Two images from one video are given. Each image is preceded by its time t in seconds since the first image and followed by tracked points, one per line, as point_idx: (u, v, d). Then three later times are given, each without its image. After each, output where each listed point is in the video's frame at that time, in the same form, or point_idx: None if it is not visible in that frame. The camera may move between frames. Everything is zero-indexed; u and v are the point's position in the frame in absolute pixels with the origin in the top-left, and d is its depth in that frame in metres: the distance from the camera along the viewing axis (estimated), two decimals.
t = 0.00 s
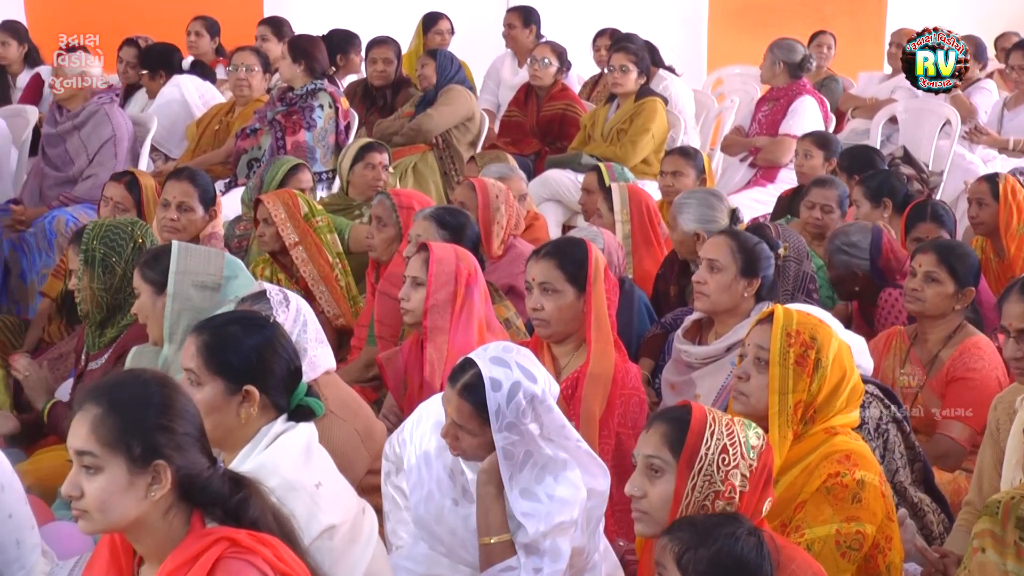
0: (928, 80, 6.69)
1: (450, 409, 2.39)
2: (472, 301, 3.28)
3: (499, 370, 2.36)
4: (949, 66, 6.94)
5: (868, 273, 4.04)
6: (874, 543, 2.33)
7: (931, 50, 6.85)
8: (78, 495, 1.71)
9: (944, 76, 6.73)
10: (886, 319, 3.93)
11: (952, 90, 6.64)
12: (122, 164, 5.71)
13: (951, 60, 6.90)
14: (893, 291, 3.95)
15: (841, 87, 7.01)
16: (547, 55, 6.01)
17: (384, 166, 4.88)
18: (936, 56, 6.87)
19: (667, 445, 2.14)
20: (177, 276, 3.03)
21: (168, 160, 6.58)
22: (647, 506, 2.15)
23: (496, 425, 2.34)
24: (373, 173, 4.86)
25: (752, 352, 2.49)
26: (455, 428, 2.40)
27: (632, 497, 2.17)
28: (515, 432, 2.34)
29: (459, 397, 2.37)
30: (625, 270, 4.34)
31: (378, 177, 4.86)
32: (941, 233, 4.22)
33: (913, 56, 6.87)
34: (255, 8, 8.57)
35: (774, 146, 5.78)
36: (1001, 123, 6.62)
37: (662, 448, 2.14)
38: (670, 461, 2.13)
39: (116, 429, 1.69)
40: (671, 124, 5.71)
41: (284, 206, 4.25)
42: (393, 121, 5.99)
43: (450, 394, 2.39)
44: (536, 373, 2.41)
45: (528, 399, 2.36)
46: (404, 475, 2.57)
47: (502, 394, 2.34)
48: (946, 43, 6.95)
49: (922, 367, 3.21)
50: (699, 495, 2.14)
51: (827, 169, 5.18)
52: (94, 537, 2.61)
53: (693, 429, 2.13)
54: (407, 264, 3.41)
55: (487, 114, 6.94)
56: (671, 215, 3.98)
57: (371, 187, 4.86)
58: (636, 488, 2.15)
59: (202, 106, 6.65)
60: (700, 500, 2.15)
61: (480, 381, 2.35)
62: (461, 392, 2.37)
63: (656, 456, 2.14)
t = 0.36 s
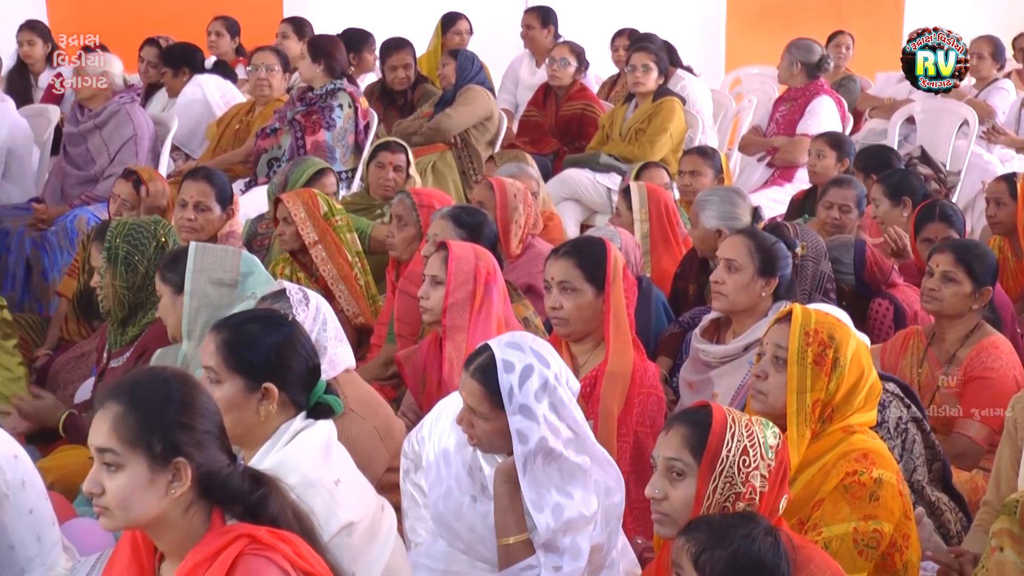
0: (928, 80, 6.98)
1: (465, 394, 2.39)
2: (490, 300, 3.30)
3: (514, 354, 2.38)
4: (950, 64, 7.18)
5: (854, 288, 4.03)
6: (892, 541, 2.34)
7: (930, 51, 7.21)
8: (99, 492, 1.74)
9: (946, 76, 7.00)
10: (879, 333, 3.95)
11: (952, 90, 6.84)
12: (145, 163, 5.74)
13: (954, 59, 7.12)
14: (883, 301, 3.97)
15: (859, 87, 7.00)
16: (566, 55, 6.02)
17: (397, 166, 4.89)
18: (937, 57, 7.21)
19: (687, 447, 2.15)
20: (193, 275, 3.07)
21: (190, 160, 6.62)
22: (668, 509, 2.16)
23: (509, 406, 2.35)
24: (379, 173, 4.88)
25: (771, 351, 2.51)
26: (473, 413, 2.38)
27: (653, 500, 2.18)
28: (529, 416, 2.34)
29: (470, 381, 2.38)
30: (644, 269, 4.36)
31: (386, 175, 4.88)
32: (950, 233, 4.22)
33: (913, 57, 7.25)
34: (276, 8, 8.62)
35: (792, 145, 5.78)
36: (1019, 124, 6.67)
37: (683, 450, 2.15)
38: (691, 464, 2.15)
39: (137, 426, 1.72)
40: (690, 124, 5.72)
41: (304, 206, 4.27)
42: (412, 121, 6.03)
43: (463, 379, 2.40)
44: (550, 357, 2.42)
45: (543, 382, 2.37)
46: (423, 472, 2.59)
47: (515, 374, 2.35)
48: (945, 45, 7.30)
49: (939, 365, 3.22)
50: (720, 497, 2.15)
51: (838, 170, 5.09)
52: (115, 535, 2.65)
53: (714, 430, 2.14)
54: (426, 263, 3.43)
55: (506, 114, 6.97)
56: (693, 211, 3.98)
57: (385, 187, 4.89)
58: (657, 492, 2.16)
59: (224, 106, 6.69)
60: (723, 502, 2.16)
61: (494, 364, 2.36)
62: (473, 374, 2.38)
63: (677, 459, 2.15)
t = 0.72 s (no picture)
0: (928, 80, 7.31)
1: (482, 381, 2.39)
2: (511, 297, 3.31)
3: (534, 341, 2.39)
4: (948, 66, 7.51)
5: (875, 284, 4.03)
6: (912, 539, 2.34)
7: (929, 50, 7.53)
8: (121, 488, 1.77)
9: (946, 76, 7.33)
10: (897, 331, 3.95)
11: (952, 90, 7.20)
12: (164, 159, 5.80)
13: (952, 61, 7.51)
14: (903, 299, 3.97)
15: (879, 85, 6.99)
16: (586, 53, 6.03)
17: (425, 166, 4.91)
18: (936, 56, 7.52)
19: (712, 444, 2.16)
20: (213, 273, 3.09)
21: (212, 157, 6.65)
22: (693, 505, 2.16)
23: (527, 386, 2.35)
24: (410, 172, 4.90)
25: (791, 348, 2.52)
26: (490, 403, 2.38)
27: (678, 498, 2.18)
28: (547, 393, 2.34)
29: (486, 366, 2.38)
30: (665, 266, 4.36)
31: (416, 175, 4.90)
32: (978, 226, 4.21)
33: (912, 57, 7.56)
34: (297, 6, 8.65)
35: (811, 143, 5.77)
36: None
37: (708, 447, 2.16)
38: (716, 461, 2.16)
39: (159, 422, 1.74)
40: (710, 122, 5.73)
41: (324, 203, 4.31)
42: (432, 119, 6.06)
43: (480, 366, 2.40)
44: (567, 346, 2.45)
45: (560, 367, 2.40)
46: (444, 470, 2.61)
47: (534, 358, 2.36)
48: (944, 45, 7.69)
49: (959, 364, 3.23)
50: (744, 494, 2.16)
51: (854, 169, 5.10)
52: (137, 531, 2.68)
53: (739, 427, 2.15)
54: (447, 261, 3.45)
55: (526, 111, 6.99)
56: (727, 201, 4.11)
57: (412, 185, 4.90)
58: (682, 489, 2.17)
59: (247, 104, 6.73)
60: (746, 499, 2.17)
61: (512, 350, 2.37)
62: (490, 360, 2.38)
63: (703, 456, 2.16)
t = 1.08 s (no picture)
0: (926, 80, 7.17)
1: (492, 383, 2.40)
2: (523, 297, 3.32)
3: (543, 341, 2.40)
4: (949, 65, 7.37)
5: (894, 279, 4.03)
6: (925, 539, 2.34)
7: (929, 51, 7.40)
8: (135, 486, 1.78)
9: (945, 76, 7.22)
10: (914, 331, 3.94)
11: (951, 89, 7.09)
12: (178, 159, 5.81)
13: (952, 60, 7.36)
14: (922, 300, 3.96)
15: (892, 84, 6.98)
16: (599, 53, 6.03)
17: (450, 166, 4.93)
18: (936, 56, 7.38)
19: (727, 443, 2.16)
20: (224, 273, 3.11)
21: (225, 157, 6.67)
22: (708, 505, 2.17)
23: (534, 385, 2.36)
24: (434, 172, 4.91)
25: (804, 349, 2.52)
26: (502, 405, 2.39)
27: (693, 497, 2.19)
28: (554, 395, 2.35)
29: (496, 367, 2.39)
30: (679, 267, 4.36)
31: (441, 176, 4.91)
32: (1001, 222, 4.20)
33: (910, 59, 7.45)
34: (310, 6, 8.67)
35: (824, 143, 5.77)
36: None
37: (723, 447, 2.16)
38: (731, 460, 2.16)
39: (172, 421, 1.75)
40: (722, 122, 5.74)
41: (337, 203, 4.31)
42: (445, 120, 6.08)
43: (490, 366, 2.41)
44: (576, 344, 2.46)
45: (569, 365, 2.41)
46: (456, 469, 2.62)
47: (542, 357, 2.37)
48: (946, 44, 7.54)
49: (973, 365, 3.23)
50: (759, 494, 2.16)
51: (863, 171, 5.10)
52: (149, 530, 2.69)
53: (753, 427, 2.15)
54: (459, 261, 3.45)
55: (539, 111, 6.99)
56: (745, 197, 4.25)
57: (433, 185, 4.91)
58: (697, 489, 2.18)
59: (260, 102, 6.76)
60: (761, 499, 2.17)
61: (521, 350, 2.38)
62: (499, 360, 2.39)
63: (717, 456, 2.17)
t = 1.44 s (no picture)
0: (927, 80, 7.13)
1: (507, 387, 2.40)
2: (540, 297, 3.32)
3: (556, 344, 2.40)
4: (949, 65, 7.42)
5: (916, 276, 4.05)
6: (942, 541, 2.34)
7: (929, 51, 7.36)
8: (153, 486, 1.79)
9: (945, 75, 7.17)
10: (934, 332, 3.93)
11: (951, 89, 7.07)
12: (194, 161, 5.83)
13: (950, 61, 7.38)
14: (943, 300, 3.95)
15: (908, 84, 6.97)
16: (615, 54, 6.03)
17: (461, 166, 4.93)
18: (936, 56, 7.37)
19: (741, 444, 2.17)
20: (241, 274, 3.12)
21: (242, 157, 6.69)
22: (722, 506, 2.17)
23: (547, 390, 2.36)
24: (446, 174, 4.92)
25: (821, 350, 2.52)
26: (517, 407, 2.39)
27: (708, 499, 2.19)
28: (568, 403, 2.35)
29: (511, 372, 2.39)
30: (695, 267, 4.36)
31: (452, 176, 4.92)
32: (1013, 226, 4.18)
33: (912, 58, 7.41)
34: (327, 7, 8.70)
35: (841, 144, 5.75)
36: None
37: (737, 448, 2.17)
38: (745, 461, 2.16)
39: (191, 421, 1.77)
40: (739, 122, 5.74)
41: (353, 203, 4.33)
42: (460, 122, 6.10)
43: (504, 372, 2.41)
44: (589, 345, 2.46)
45: (582, 367, 2.41)
46: (470, 470, 2.62)
47: (556, 361, 2.37)
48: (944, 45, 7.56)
49: (990, 366, 3.22)
50: (772, 495, 2.16)
51: (875, 173, 5.09)
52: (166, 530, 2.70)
53: (767, 429, 2.15)
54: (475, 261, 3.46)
55: (555, 111, 7.01)
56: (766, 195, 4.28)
57: (446, 186, 4.92)
58: (712, 490, 2.18)
59: (273, 102, 6.78)
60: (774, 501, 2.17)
61: (535, 355, 2.37)
62: (514, 366, 2.39)
63: (732, 457, 2.17)
